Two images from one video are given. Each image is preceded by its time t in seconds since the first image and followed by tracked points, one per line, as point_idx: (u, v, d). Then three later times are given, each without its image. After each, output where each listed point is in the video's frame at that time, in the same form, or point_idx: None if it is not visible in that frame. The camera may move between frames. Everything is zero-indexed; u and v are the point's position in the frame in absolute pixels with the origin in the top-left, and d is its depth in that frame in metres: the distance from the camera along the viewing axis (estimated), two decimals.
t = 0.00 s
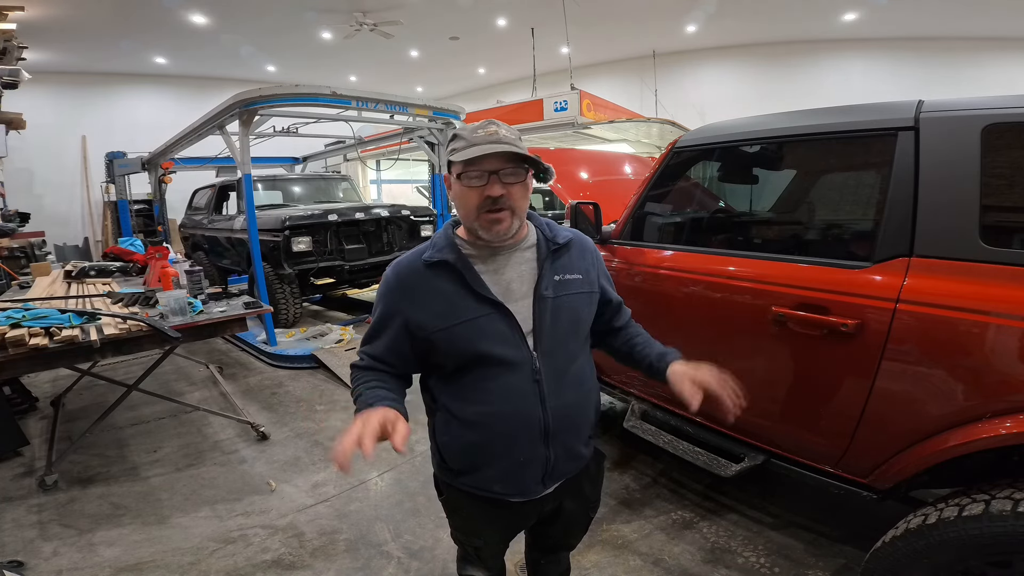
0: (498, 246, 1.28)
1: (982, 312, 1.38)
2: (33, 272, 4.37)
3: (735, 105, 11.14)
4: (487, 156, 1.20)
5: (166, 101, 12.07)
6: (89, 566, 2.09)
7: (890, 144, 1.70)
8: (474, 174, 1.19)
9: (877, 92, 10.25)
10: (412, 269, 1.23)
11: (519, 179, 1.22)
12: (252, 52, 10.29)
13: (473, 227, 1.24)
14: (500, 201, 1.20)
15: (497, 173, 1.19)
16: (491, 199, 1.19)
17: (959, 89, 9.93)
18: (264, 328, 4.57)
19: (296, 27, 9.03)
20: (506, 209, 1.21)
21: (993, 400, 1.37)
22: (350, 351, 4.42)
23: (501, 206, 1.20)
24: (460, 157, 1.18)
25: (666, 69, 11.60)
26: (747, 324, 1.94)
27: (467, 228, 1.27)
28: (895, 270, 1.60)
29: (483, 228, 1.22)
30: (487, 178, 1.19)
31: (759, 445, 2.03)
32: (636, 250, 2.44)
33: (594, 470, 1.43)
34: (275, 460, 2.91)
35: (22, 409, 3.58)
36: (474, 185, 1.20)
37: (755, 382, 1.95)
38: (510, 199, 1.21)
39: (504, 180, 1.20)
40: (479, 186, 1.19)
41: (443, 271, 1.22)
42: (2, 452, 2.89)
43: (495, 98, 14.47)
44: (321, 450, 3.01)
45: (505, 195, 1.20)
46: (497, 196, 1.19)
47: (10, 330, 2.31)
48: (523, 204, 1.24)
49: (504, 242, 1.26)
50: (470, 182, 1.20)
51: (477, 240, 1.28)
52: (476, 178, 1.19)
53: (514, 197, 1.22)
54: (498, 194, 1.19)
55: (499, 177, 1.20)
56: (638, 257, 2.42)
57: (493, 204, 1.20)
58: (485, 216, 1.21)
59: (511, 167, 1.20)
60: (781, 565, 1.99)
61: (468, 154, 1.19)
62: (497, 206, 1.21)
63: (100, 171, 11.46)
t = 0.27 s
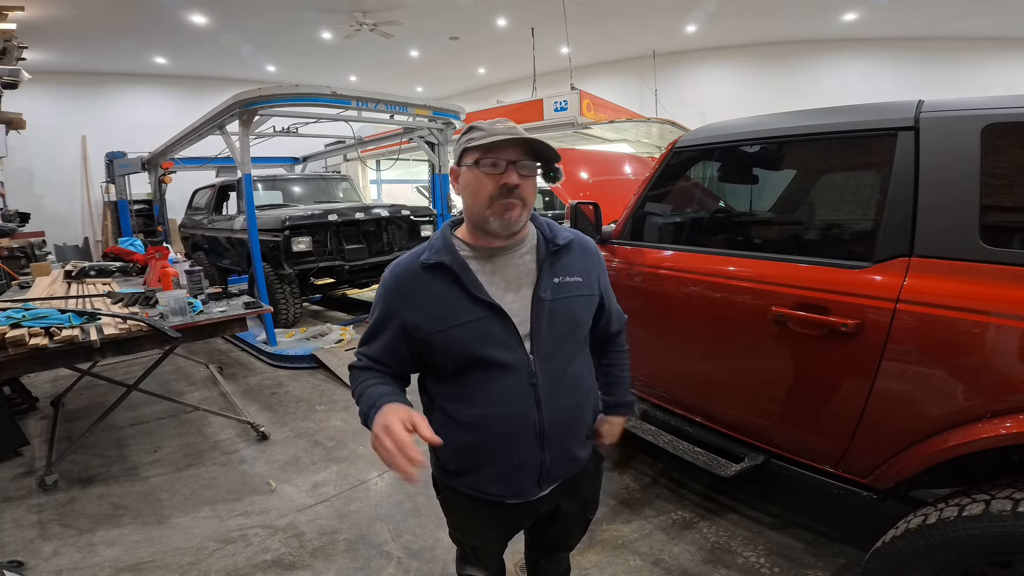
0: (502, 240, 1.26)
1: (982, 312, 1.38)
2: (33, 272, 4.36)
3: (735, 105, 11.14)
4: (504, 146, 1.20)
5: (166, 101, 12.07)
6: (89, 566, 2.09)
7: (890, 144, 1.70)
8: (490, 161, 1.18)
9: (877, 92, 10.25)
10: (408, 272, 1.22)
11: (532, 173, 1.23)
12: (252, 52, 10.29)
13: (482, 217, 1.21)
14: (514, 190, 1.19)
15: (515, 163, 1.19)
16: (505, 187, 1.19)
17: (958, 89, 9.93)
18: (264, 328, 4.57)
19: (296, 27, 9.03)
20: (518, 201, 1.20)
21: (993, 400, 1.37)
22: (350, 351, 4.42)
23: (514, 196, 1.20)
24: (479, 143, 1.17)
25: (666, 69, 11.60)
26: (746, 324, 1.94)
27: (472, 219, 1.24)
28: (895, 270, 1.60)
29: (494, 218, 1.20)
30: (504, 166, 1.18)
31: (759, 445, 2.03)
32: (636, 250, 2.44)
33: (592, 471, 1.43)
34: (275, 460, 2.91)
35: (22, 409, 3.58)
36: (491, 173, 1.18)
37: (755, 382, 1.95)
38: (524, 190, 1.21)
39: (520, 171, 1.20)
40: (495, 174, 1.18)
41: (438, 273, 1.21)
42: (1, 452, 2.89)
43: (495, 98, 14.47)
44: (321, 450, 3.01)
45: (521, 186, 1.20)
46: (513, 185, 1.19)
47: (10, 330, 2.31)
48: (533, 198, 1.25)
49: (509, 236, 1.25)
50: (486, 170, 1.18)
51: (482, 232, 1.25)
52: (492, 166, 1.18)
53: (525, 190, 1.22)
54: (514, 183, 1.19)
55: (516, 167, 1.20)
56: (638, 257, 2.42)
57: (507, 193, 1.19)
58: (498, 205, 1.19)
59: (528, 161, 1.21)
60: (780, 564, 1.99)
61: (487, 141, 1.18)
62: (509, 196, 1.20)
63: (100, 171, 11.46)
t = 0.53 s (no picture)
0: (517, 236, 1.26)
1: (982, 312, 1.38)
2: (33, 272, 4.37)
3: (735, 105, 11.15)
4: (532, 144, 1.20)
5: (166, 101, 12.07)
6: (89, 566, 2.09)
7: (890, 144, 1.70)
8: (518, 156, 1.18)
9: (877, 92, 10.25)
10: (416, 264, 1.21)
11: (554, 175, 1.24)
12: (252, 52, 10.29)
13: (503, 210, 1.20)
14: (538, 187, 1.20)
15: (542, 161, 1.20)
16: (531, 184, 1.19)
17: (958, 89, 9.93)
18: (264, 328, 4.57)
19: (296, 27, 9.03)
20: (540, 198, 1.21)
21: (993, 400, 1.37)
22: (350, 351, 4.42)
23: (537, 193, 1.20)
24: (509, 138, 1.17)
25: (665, 69, 11.60)
26: (747, 324, 1.94)
27: (490, 212, 1.22)
28: (895, 270, 1.60)
29: (515, 213, 1.19)
30: (531, 163, 1.18)
31: (759, 445, 2.03)
32: (636, 250, 2.44)
33: (591, 472, 1.43)
34: (275, 460, 2.91)
35: (22, 409, 3.58)
36: (518, 168, 1.18)
37: (756, 381, 1.95)
38: (546, 189, 1.22)
39: (545, 170, 1.21)
40: (522, 170, 1.18)
41: (448, 266, 1.21)
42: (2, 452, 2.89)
43: (495, 98, 14.47)
44: (321, 450, 3.01)
45: (545, 184, 1.21)
46: (538, 182, 1.19)
47: (10, 330, 2.31)
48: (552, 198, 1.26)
49: (526, 233, 1.24)
50: (513, 164, 1.18)
51: (498, 226, 1.23)
52: (519, 161, 1.18)
53: (546, 190, 1.23)
54: (540, 181, 1.19)
55: (543, 166, 1.20)
56: (638, 257, 2.42)
57: (531, 190, 1.19)
58: (520, 200, 1.19)
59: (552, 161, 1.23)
60: (780, 564, 1.99)
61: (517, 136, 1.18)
62: (532, 193, 1.20)
63: (100, 171, 11.45)
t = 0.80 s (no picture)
0: (537, 237, 1.24)
1: (982, 312, 1.38)
2: (33, 272, 4.37)
3: (735, 105, 11.14)
4: (558, 146, 1.20)
5: (166, 101, 12.07)
6: (89, 566, 2.09)
7: (890, 144, 1.70)
8: (545, 155, 1.17)
9: (877, 92, 10.25)
10: (434, 253, 1.19)
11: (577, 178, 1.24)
12: (252, 52, 10.29)
13: (527, 209, 1.18)
14: (564, 188, 1.19)
15: (567, 163, 1.19)
16: (557, 184, 1.18)
17: (958, 89, 9.93)
18: (264, 328, 4.57)
19: (296, 27, 9.03)
20: (563, 200, 1.20)
21: (993, 400, 1.37)
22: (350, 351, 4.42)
23: (562, 194, 1.19)
24: (537, 137, 1.17)
25: (666, 69, 11.60)
26: (748, 323, 1.93)
27: (513, 210, 1.20)
28: (895, 270, 1.60)
29: (539, 212, 1.17)
30: (558, 162, 1.17)
31: (758, 445, 2.03)
32: (636, 249, 2.44)
33: (590, 472, 1.43)
34: (275, 459, 2.91)
35: (22, 409, 3.58)
36: (544, 167, 1.17)
37: (757, 381, 1.94)
38: (570, 191, 1.21)
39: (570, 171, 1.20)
40: (549, 169, 1.17)
41: (466, 258, 1.21)
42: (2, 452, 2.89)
43: (495, 98, 14.47)
44: (321, 450, 3.01)
45: (569, 186, 1.20)
46: (564, 183, 1.18)
47: (10, 330, 2.31)
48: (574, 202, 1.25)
49: (547, 234, 1.22)
50: (539, 163, 1.17)
51: (519, 226, 1.21)
52: (545, 160, 1.17)
53: (569, 192, 1.22)
54: (565, 181, 1.18)
55: (568, 167, 1.19)
56: (638, 257, 2.41)
57: (555, 190, 1.18)
58: (545, 199, 1.18)
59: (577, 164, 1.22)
60: (780, 564, 1.99)
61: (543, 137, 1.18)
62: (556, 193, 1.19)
63: (100, 171, 11.46)
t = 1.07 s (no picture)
0: (556, 233, 1.24)
1: (982, 311, 1.38)
2: (33, 272, 4.37)
3: (735, 105, 11.14)
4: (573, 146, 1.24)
5: (166, 101, 12.07)
6: (89, 566, 2.09)
7: (890, 144, 1.70)
8: (561, 153, 1.21)
9: (877, 92, 10.25)
10: (451, 251, 1.19)
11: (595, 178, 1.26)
12: (253, 52, 10.29)
13: (546, 204, 1.19)
14: (582, 184, 1.21)
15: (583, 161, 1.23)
16: (575, 179, 1.20)
17: (958, 89, 9.94)
18: (264, 328, 4.57)
19: (296, 27, 9.03)
20: (581, 196, 1.22)
21: (993, 400, 1.37)
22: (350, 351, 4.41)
23: (580, 190, 1.21)
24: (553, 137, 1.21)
25: (666, 69, 11.60)
26: (749, 323, 1.93)
27: (532, 207, 1.21)
28: (894, 270, 1.60)
29: (560, 205, 1.18)
30: (575, 159, 1.21)
31: (758, 445, 2.03)
32: (636, 250, 2.44)
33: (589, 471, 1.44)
34: (275, 460, 2.91)
35: (22, 409, 3.58)
36: (562, 164, 1.20)
37: (757, 381, 1.94)
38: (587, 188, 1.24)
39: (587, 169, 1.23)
40: (567, 166, 1.20)
41: (484, 257, 1.21)
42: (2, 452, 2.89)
43: (495, 98, 14.47)
44: (321, 450, 3.01)
45: (587, 182, 1.23)
46: (582, 178, 1.21)
47: (10, 330, 2.31)
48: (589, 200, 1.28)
49: (566, 229, 1.23)
50: (557, 160, 1.20)
51: (539, 222, 1.22)
52: (562, 158, 1.20)
53: (587, 190, 1.24)
54: (584, 177, 1.21)
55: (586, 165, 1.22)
56: (637, 257, 2.42)
57: (574, 185, 1.20)
58: (564, 194, 1.19)
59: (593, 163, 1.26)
60: (780, 564, 1.99)
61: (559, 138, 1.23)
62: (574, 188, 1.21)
63: (100, 171, 11.46)
